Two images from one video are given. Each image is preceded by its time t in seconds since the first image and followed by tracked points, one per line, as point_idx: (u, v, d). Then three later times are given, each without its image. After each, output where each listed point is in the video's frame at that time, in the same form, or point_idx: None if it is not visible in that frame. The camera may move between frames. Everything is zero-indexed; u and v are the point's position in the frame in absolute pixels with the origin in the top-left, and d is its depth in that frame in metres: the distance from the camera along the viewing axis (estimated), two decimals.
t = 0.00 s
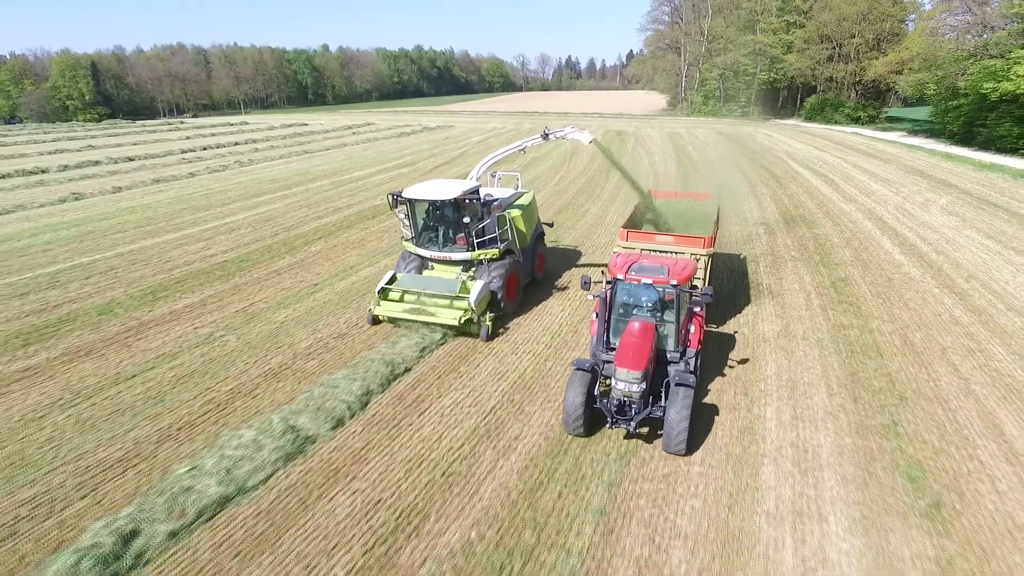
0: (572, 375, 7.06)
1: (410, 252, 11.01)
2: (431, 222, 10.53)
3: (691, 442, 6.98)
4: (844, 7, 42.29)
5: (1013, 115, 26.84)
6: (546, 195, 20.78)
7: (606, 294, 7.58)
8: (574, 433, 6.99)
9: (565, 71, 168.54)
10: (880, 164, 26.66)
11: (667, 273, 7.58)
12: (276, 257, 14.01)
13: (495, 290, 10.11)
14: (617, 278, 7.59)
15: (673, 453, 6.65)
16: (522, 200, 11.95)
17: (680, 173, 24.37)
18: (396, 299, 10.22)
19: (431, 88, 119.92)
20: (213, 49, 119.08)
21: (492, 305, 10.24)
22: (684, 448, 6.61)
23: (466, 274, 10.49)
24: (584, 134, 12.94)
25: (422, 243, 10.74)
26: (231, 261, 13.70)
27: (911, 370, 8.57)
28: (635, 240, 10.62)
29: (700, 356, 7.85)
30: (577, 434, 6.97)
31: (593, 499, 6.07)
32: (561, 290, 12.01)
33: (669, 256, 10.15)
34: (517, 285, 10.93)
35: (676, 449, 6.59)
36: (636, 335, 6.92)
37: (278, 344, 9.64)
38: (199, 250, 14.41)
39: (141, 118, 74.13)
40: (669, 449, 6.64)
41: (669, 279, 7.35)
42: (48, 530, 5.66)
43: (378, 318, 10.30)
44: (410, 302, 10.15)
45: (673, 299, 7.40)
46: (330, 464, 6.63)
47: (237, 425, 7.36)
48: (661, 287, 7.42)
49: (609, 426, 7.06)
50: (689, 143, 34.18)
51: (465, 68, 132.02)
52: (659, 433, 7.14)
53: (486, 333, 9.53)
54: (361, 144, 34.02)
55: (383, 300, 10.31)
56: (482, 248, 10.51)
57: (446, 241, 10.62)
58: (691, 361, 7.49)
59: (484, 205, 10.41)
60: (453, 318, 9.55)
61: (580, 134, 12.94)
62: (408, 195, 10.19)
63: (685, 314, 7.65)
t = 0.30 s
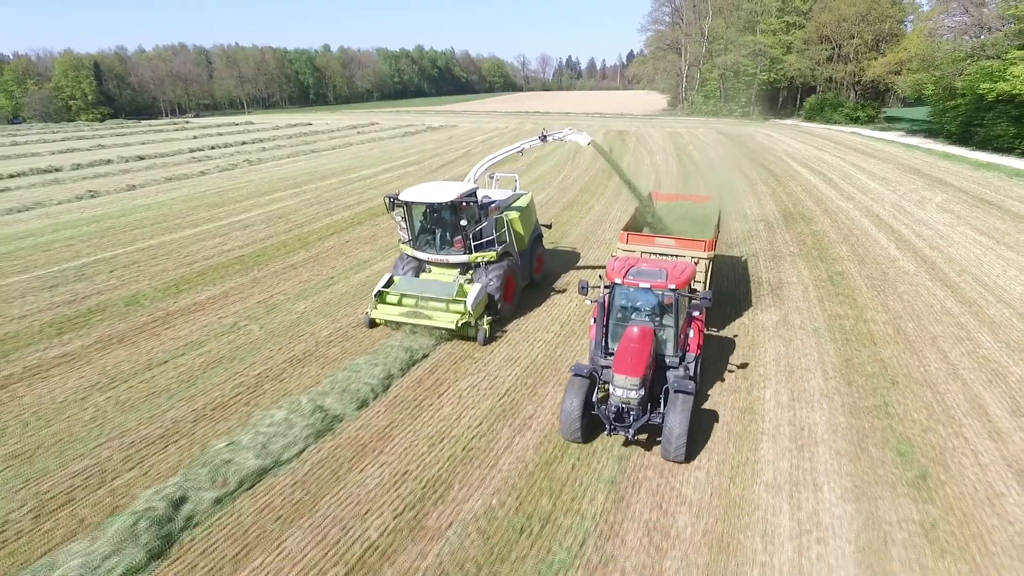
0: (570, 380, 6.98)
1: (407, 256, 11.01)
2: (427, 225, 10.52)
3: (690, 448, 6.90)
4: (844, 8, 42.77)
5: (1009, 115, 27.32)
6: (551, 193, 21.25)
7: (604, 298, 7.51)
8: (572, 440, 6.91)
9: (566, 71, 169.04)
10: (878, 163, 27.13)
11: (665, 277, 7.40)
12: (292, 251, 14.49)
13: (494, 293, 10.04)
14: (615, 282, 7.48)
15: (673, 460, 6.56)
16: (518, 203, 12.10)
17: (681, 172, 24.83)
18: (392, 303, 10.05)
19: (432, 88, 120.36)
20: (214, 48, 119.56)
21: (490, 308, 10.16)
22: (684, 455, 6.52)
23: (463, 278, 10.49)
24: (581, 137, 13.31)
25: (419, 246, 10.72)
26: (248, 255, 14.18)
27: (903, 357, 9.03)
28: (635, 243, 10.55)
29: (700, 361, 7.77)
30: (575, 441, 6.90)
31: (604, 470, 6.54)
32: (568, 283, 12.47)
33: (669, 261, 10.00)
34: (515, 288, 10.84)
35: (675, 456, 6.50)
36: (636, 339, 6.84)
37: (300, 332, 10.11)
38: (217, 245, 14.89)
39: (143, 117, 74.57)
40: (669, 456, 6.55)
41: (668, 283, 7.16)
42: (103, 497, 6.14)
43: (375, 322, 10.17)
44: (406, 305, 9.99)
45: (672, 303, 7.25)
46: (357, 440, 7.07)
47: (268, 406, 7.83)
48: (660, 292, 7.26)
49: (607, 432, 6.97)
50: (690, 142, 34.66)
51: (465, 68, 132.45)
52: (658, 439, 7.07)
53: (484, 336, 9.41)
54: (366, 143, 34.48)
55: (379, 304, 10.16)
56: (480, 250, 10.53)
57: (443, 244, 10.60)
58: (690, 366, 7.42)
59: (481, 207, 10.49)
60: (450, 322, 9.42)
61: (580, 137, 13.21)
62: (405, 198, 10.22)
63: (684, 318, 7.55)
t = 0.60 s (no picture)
0: (571, 386, 6.92)
1: (406, 259, 11.02)
2: (426, 227, 10.51)
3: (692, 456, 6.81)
4: (843, 9, 43.23)
5: (1006, 115, 27.76)
6: (556, 191, 21.71)
7: (606, 304, 7.56)
8: (572, 446, 6.85)
9: (566, 71, 169.57)
10: (877, 162, 27.58)
11: (668, 282, 7.43)
12: (308, 246, 14.95)
13: (493, 297, 10.00)
14: (618, 287, 7.53)
15: (674, 469, 6.48)
16: (518, 205, 12.22)
17: (683, 171, 25.28)
18: (391, 306, 10.00)
19: (432, 89, 120.80)
20: (215, 48, 119.96)
21: (490, 312, 10.13)
22: (685, 464, 6.44)
23: (462, 281, 10.43)
24: (580, 138, 13.60)
25: (417, 249, 10.70)
26: (266, 250, 14.65)
27: (898, 344, 9.48)
28: (637, 247, 10.62)
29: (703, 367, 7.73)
30: (575, 447, 6.83)
31: (617, 446, 7.02)
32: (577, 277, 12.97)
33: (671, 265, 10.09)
34: (515, 291, 10.81)
35: (677, 464, 6.41)
36: (637, 347, 6.90)
37: (322, 322, 10.58)
38: (234, 241, 15.35)
39: (145, 117, 74.99)
40: (669, 464, 6.47)
41: (671, 288, 7.20)
42: (152, 469, 6.61)
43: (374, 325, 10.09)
44: (405, 308, 9.95)
45: (676, 308, 7.24)
46: (384, 419, 7.54)
47: (297, 389, 8.30)
48: (663, 297, 7.28)
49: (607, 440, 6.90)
50: (691, 142, 35.13)
51: (466, 68, 132.81)
52: (660, 446, 6.99)
53: (484, 339, 9.36)
54: (371, 143, 34.91)
55: (379, 307, 10.10)
56: (479, 253, 10.54)
57: (442, 246, 10.58)
58: (693, 372, 7.39)
59: (480, 210, 10.48)
60: (449, 326, 9.37)
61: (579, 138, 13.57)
62: (404, 200, 10.23)
63: (688, 324, 7.52)
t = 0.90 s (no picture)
0: (574, 392, 6.85)
1: (408, 261, 10.98)
2: (429, 230, 10.53)
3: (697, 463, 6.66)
4: (843, 10, 43.74)
5: (1004, 115, 28.22)
6: (562, 189, 22.18)
7: (610, 308, 7.36)
8: (575, 452, 6.78)
9: (567, 71, 170.11)
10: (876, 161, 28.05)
11: (676, 288, 7.31)
12: (325, 242, 15.42)
13: (495, 301, 9.98)
14: (624, 292, 7.36)
15: (677, 477, 6.37)
16: (521, 207, 12.21)
17: (686, 171, 25.71)
18: (393, 309, 9.93)
19: (433, 89, 121.27)
20: (217, 49, 120.44)
21: (492, 315, 10.09)
22: (689, 473, 6.32)
23: (465, 285, 10.57)
24: (583, 140, 13.89)
25: (420, 252, 10.74)
26: (284, 246, 15.11)
27: (896, 334, 9.95)
28: (643, 250, 10.58)
29: (708, 375, 7.61)
30: (578, 453, 6.76)
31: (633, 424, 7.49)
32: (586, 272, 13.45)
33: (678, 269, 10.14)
34: (518, 294, 10.73)
35: (680, 473, 6.31)
36: (642, 353, 6.71)
37: (345, 313, 11.04)
38: (252, 237, 15.80)
39: (147, 117, 75.46)
40: (673, 473, 6.37)
41: (678, 294, 7.09)
42: (199, 446, 7.07)
43: (376, 329, 10.05)
44: (407, 312, 9.88)
45: (682, 314, 7.13)
46: (412, 401, 8.00)
47: (327, 374, 8.77)
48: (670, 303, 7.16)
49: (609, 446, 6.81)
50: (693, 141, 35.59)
51: (466, 68, 133.27)
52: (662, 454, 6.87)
53: (486, 343, 9.32)
54: (377, 142, 35.38)
55: (380, 310, 10.04)
56: (482, 256, 10.52)
57: (445, 249, 10.63)
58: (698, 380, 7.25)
59: (483, 213, 10.37)
60: (453, 330, 9.34)
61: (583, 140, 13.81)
62: (407, 204, 10.23)
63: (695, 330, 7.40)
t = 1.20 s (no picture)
0: (577, 399, 6.76)
1: (411, 264, 10.88)
2: (432, 233, 10.38)
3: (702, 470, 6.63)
4: (843, 11, 44.24)
5: (1002, 115, 28.69)
6: (569, 187, 22.66)
7: (616, 313, 7.50)
8: (578, 460, 6.71)
9: (568, 71, 170.89)
10: (877, 160, 28.51)
11: (681, 294, 7.38)
12: (342, 238, 15.90)
13: (499, 303, 9.88)
14: (629, 297, 7.51)
15: (682, 485, 6.32)
16: (526, 208, 12.08)
17: (690, 170, 26.18)
18: (397, 312, 9.96)
19: (434, 89, 121.79)
20: (219, 49, 120.99)
21: (496, 319, 10.00)
22: (694, 480, 6.27)
23: (469, 287, 10.36)
24: (588, 143, 14.06)
25: (424, 255, 10.62)
26: (302, 241, 15.58)
27: (895, 323, 10.43)
28: (649, 254, 10.52)
29: (715, 381, 7.64)
30: (582, 460, 6.68)
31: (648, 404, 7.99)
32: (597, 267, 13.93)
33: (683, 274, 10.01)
34: (521, 297, 10.73)
35: (684, 481, 6.26)
36: (647, 359, 6.83)
37: (368, 304, 11.51)
38: (271, 233, 16.28)
39: (149, 117, 75.98)
40: (677, 480, 6.32)
41: (683, 300, 7.15)
42: (242, 424, 7.53)
43: (379, 332, 10.04)
44: (411, 315, 9.87)
45: (689, 319, 7.19)
46: (438, 385, 8.47)
47: (356, 360, 9.23)
48: (676, 308, 7.23)
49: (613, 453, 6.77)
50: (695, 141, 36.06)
51: (467, 68, 133.85)
52: (667, 462, 6.81)
53: (490, 346, 9.26)
54: (384, 142, 35.88)
55: (384, 313, 10.06)
56: (486, 259, 10.41)
57: (448, 252, 10.47)
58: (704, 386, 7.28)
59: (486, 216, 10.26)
60: (457, 333, 9.28)
61: (586, 143, 13.98)
62: (409, 207, 10.08)
63: (702, 335, 7.45)
